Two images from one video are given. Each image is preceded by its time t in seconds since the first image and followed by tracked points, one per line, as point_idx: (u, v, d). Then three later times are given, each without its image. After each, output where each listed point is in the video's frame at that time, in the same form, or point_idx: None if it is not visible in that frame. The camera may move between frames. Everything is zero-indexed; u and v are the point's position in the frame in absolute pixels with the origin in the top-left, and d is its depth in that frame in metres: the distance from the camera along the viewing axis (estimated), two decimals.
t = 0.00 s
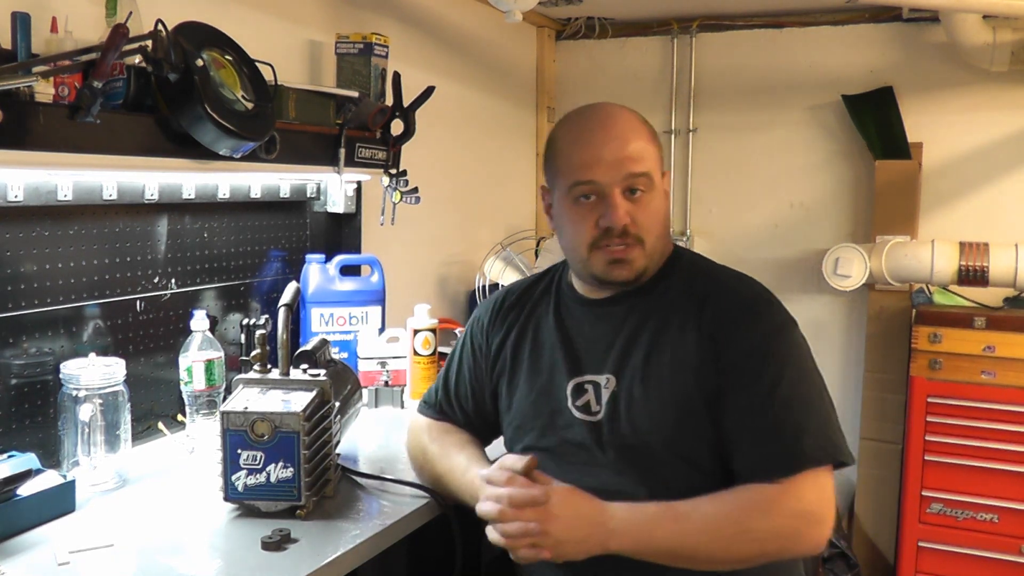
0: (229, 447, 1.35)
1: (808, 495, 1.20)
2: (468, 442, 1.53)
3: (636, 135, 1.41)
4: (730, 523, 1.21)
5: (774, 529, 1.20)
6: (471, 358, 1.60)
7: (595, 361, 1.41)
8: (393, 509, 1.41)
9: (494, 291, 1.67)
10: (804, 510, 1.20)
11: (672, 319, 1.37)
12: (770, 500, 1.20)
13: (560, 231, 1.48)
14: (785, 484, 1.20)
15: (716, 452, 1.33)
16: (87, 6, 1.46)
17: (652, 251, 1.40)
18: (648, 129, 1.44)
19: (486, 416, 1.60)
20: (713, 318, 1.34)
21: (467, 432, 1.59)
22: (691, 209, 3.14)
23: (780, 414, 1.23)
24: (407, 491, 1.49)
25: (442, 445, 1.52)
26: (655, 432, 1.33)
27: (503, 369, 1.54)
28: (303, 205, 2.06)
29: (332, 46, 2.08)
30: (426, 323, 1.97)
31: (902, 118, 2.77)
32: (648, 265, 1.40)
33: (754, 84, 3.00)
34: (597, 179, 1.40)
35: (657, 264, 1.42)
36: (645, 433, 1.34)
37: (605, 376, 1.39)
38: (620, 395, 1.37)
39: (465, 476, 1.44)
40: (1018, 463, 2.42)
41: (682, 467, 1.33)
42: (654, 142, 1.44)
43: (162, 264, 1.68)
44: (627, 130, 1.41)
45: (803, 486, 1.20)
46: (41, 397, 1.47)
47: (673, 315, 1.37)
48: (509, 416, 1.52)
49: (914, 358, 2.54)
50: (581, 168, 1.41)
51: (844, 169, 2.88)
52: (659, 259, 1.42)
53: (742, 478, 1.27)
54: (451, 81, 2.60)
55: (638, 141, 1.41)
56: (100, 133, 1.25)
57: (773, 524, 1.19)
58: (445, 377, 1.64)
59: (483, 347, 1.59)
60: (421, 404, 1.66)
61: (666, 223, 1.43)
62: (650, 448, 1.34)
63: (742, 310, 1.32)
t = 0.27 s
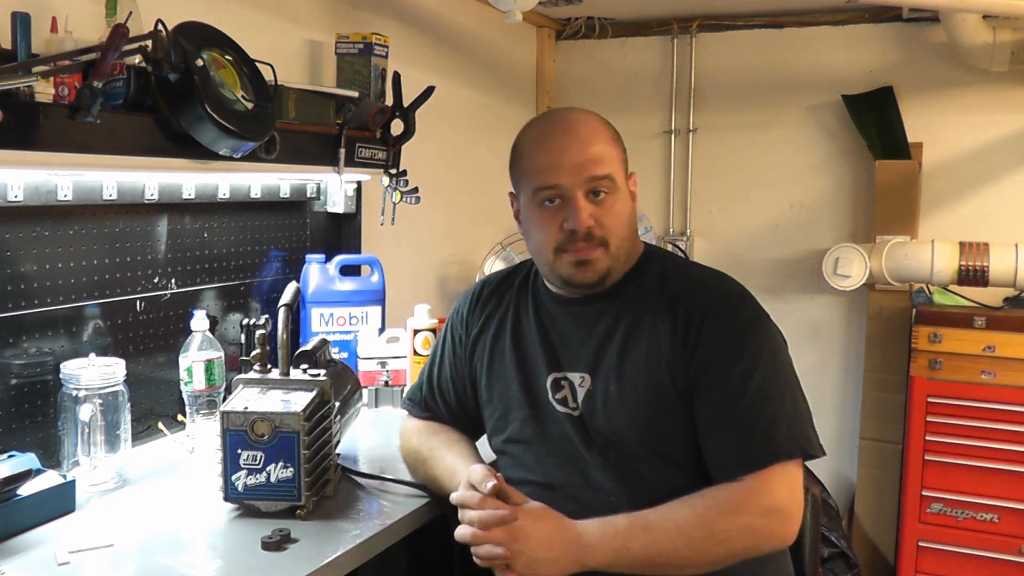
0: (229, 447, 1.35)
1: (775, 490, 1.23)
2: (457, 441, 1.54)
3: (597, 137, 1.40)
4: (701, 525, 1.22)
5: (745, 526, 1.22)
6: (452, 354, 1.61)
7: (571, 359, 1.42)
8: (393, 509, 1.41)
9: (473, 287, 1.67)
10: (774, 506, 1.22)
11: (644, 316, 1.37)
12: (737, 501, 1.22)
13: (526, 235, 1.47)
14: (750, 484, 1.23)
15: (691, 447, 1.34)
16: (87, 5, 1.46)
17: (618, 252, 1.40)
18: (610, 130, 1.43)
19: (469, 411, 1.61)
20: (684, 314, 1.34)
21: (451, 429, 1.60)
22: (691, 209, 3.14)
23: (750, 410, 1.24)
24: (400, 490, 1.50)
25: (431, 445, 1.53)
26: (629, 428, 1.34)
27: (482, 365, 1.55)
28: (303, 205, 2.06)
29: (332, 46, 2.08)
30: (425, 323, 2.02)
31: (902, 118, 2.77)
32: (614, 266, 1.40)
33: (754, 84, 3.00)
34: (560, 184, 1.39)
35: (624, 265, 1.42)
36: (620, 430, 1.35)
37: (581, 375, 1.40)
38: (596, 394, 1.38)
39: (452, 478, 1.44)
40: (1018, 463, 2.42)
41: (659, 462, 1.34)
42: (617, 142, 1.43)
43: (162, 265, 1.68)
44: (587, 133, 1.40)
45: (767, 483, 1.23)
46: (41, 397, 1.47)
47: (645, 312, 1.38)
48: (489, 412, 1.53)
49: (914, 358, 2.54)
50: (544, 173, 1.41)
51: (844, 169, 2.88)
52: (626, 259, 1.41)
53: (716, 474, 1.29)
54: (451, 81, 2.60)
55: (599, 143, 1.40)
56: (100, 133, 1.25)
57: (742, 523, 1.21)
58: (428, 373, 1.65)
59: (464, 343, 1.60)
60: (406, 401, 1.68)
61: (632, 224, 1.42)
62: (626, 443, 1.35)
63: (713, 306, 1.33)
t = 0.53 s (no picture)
0: (229, 447, 1.35)
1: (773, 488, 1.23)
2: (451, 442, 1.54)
3: (575, 139, 1.41)
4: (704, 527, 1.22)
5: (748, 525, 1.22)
6: (446, 354, 1.61)
7: (565, 359, 1.42)
8: (393, 509, 1.41)
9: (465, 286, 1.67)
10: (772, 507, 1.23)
11: (637, 316, 1.37)
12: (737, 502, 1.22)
13: (514, 237, 1.48)
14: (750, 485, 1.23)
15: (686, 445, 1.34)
16: (87, 6, 1.46)
17: (602, 252, 1.39)
18: (592, 132, 1.44)
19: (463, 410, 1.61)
20: (678, 313, 1.34)
21: (445, 428, 1.60)
22: (691, 209, 3.14)
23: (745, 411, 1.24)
24: (397, 490, 1.49)
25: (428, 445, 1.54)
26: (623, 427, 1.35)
27: (475, 363, 1.55)
28: (303, 205, 2.06)
29: (332, 46, 2.08)
30: (425, 323, 2.04)
31: (902, 118, 2.77)
32: (599, 265, 1.40)
33: (754, 84, 3.00)
34: (541, 185, 1.40)
35: (610, 264, 1.41)
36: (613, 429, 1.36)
37: (575, 375, 1.40)
38: (590, 394, 1.38)
39: (449, 478, 1.44)
40: (1018, 463, 2.42)
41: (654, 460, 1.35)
42: (599, 143, 1.43)
43: (162, 264, 1.68)
44: (567, 134, 1.41)
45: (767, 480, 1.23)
46: (41, 397, 1.47)
47: (638, 312, 1.38)
48: (483, 410, 1.53)
49: (914, 358, 2.54)
50: (526, 175, 1.41)
51: (844, 169, 2.88)
52: (612, 259, 1.41)
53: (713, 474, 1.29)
54: (451, 81, 2.60)
55: (578, 145, 1.40)
56: (100, 133, 1.25)
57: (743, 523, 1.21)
58: (422, 373, 1.65)
59: (458, 343, 1.60)
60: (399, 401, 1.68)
61: (617, 224, 1.42)
62: (620, 442, 1.36)
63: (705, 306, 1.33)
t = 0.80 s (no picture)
0: (229, 447, 1.35)
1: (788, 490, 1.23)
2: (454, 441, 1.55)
3: (532, 150, 1.39)
4: (723, 525, 1.22)
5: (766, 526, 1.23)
6: (455, 355, 1.61)
7: (579, 359, 1.42)
8: (393, 509, 1.41)
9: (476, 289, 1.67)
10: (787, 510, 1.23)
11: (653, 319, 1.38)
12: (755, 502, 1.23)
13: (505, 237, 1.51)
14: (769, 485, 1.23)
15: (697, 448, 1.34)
16: (87, 6, 1.46)
17: (550, 263, 1.39)
18: (560, 139, 1.39)
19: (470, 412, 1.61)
20: (695, 317, 1.35)
21: (451, 430, 1.60)
22: (691, 209, 3.14)
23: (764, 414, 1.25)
24: (398, 490, 1.49)
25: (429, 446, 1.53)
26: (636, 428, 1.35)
27: (486, 364, 1.55)
28: (303, 205, 2.06)
29: (332, 46, 2.08)
30: (424, 323, 2.04)
31: (902, 118, 2.77)
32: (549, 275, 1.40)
33: (754, 84, 3.00)
34: (495, 198, 1.43)
35: (568, 273, 1.40)
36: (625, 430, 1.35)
37: (588, 376, 1.40)
38: (604, 394, 1.38)
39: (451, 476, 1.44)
40: (1018, 463, 2.43)
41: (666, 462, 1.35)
42: (563, 152, 1.39)
43: (162, 264, 1.68)
44: (525, 145, 1.40)
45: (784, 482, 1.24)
46: (41, 397, 1.47)
47: (654, 314, 1.38)
48: (493, 412, 1.53)
49: (914, 358, 2.53)
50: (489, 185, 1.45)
51: (844, 169, 2.88)
52: (568, 268, 1.40)
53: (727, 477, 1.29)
54: (451, 81, 2.60)
55: (532, 156, 1.39)
56: (100, 133, 1.25)
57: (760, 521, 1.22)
58: (430, 374, 1.65)
59: (468, 345, 1.60)
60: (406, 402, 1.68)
61: (574, 234, 1.38)
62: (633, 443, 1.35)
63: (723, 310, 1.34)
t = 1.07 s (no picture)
0: (229, 447, 1.35)
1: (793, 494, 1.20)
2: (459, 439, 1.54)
3: (535, 145, 1.42)
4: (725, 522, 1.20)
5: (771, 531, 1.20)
6: (480, 349, 1.64)
7: (590, 352, 1.42)
8: (393, 509, 1.41)
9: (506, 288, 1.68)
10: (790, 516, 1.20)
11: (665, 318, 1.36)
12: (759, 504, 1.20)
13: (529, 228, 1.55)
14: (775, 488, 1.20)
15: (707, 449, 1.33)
16: (87, 5, 1.46)
17: (548, 256, 1.43)
18: (563, 136, 1.41)
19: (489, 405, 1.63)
20: (710, 316, 1.32)
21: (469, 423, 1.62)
22: (691, 209, 3.14)
23: (772, 421, 1.22)
24: (399, 489, 1.49)
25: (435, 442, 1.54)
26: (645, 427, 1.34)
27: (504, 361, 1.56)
28: (303, 205, 2.06)
29: (332, 46, 2.08)
30: (425, 322, 1.98)
31: (902, 118, 2.77)
32: (548, 269, 1.44)
33: (754, 84, 3.00)
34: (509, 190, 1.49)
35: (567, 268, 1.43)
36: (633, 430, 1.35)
37: (599, 368, 1.40)
38: (614, 389, 1.37)
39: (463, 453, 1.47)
40: (1018, 463, 2.43)
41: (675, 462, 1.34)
42: (562, 148, 1.40)
43: (162, 265, 1.68)
44: (531, 139, 1.44)
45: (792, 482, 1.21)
46: (41, 397, 1.47)
47: (667, 309, 1.36)
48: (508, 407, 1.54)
49: (914, 358, 2.53)
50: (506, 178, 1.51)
51: (844, 169, 2.88)
52: (567, 263, 1.42)
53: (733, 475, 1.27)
54: (451, 81, 2.60)
55: (533, 151, 1.42)
56: (99, 133, 1.25)
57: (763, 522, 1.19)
58: (457, 369, 1.68)
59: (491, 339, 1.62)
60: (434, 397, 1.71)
61: (571, 229, 1.40)
62: (641, 441, 1.35)
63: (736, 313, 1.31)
